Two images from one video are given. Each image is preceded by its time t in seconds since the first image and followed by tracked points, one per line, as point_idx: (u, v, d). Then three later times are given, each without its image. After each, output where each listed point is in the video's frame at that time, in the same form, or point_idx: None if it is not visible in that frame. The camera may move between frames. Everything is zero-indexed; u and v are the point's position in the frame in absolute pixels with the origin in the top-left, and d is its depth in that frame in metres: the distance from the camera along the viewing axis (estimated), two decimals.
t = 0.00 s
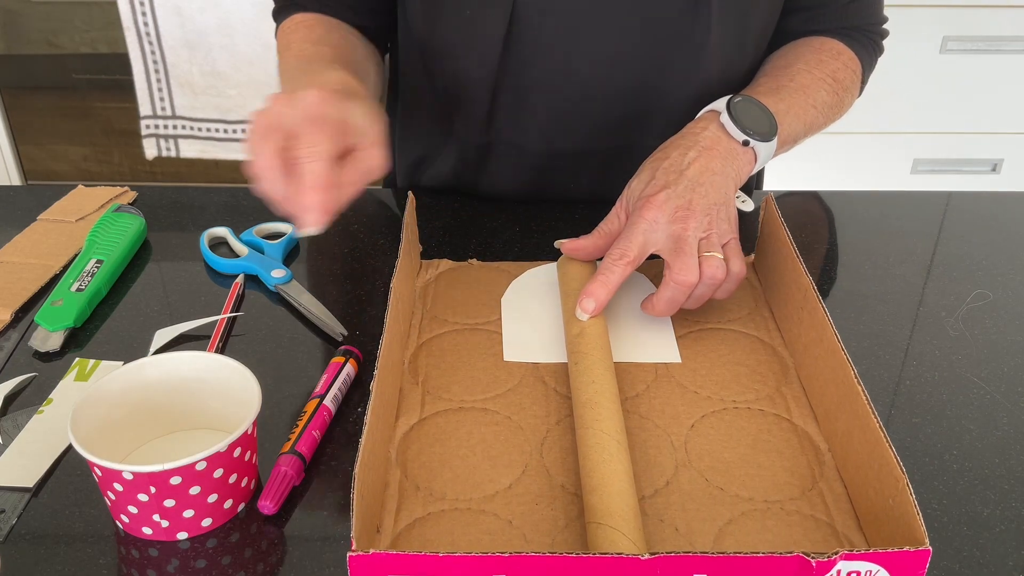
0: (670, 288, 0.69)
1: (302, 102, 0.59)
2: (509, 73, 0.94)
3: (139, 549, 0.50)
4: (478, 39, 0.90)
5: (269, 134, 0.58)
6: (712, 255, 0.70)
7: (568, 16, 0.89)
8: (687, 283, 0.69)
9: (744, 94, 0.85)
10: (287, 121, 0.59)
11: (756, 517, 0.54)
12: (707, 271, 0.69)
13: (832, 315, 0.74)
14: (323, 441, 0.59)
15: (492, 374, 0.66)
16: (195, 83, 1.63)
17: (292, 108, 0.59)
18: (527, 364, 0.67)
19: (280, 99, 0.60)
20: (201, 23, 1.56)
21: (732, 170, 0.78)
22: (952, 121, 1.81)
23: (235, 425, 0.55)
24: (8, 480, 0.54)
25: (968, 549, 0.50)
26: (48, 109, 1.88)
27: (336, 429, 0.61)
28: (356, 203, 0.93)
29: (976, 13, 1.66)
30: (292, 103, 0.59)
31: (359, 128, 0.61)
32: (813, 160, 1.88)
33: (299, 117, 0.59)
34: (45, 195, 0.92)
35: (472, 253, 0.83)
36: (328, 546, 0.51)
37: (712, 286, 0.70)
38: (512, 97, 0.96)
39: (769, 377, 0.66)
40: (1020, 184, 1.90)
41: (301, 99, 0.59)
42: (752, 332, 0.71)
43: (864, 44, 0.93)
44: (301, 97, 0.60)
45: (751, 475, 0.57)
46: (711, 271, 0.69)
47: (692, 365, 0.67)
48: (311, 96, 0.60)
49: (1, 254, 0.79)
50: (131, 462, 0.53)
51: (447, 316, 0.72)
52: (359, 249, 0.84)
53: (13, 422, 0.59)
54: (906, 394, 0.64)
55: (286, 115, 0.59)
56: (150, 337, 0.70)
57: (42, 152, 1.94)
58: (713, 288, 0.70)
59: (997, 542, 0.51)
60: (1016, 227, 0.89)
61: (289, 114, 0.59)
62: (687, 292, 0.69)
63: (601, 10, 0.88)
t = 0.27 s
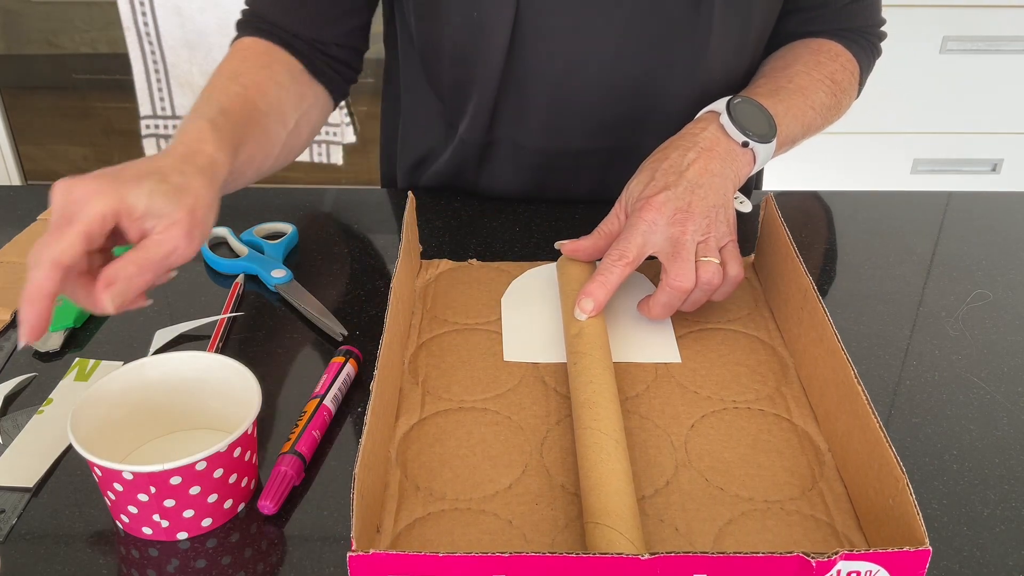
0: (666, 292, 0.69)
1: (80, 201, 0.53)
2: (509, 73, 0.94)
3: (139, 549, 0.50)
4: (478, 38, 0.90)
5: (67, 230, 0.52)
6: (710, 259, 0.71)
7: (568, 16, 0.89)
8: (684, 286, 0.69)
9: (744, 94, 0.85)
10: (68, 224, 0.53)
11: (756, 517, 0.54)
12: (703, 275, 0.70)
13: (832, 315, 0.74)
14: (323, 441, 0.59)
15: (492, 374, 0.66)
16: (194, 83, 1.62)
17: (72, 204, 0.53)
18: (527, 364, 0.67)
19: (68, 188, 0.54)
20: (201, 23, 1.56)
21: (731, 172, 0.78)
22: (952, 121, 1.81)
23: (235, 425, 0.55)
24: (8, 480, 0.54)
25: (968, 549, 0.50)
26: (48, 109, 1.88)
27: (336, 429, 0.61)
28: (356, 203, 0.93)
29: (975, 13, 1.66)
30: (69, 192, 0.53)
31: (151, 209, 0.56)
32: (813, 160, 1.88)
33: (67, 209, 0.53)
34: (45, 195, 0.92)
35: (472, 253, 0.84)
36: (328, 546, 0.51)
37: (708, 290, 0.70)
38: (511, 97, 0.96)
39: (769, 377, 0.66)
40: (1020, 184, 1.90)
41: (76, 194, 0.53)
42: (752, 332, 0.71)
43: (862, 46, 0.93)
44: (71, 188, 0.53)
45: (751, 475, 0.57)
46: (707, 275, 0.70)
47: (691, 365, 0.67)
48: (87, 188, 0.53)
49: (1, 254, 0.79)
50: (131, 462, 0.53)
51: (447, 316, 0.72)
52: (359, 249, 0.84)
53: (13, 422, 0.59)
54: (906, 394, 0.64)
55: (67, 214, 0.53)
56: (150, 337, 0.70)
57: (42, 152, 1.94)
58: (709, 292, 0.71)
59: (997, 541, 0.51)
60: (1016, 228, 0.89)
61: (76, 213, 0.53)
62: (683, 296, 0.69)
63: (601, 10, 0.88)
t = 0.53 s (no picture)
0: (666, 292, 0.69)
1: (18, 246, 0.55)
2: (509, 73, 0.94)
3: (139, 549, 0.50)
4: (478, 39, 0.90)
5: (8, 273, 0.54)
6: (711, 258, 0.71)
7: (568, 16, 0.89)
8: (684, 286, 0.69)
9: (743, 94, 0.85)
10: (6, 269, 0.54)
11: (756, 517, 0.54)
12: (704, 276, 0.70)
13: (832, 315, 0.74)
14: (323, 441, 0.59)
15: (492, 374, 0.66)
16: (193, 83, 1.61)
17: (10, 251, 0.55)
18: (527, 363, 0.67)
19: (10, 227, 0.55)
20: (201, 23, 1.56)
21: (731, 172, 0.78)
22: (952, 121, 1.81)
23: (235, 426, 0.55)
24: (8, 480, 0.54)
25: (968, 549, 0.50)
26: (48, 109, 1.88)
27: (336, 429, 0.61)
28: (356, 203, 0.93)
29: (975, 13, 1.66)
30: (5, 234, 0.55)
31: (94, 242, 0.56)
32: (813, 160, 1.88)
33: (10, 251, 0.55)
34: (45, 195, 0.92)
35: (472, 253, 0.84)
36: (328, 546, 0.51)
37: (709, 290, 0.70)
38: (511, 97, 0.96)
39: (769, 377, 0.66)
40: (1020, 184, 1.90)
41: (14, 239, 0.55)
42: (752, 332, 0.71)
43: (859, 47, 0.93)
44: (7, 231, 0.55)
45: (751, 475, 0.57)
46: (708, 275, 0.70)
47: (692, 365, 0.67)
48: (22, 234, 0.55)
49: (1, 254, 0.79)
50: (131, 462, 0.53)
51: (447, 316, 0.72)
52: (359, 250, 0.84)
53: (13, 422, 0.59)
54: (906, 394, 0.64)
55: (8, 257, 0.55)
56: (150, 337, 0.70)
57: (42, 152, 1.94)
58: (711, 293, 0.70)
59: (997, 541, 0.51)
60: (1016, 228, 0.89)
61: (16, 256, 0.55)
62: (683, 296, 0.69)
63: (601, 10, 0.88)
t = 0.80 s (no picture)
0: (666, 291, 0.69)
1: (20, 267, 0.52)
2: (509, 73, 0.94)
3: (139, 549, 0.50)
4: (478, 39, 0.91)
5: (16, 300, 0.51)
6: (710, 259, 0.71)
7: (568, 16, 0.89)
8: (684, 286, 0.69)
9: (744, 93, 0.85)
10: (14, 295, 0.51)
11: (756, 517, 0.54)
12: (705, 275, 0.70)
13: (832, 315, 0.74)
14: (323, 441, 0.59)
15: (492, 374, 0.66)
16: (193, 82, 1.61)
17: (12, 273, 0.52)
18: (527, 363, 0.67)
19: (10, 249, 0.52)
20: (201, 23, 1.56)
21: (732, 172, 0.78)
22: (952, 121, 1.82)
23: (235, 425, 0.55)
24: (8, 480, 0.54)
25: (968, 549, 0.50)
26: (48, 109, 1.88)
27: (336, 429, 0.61)
28: (356, 203, 0.93)
29: (975, 13, 1.66)
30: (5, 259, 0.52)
31: (96, 260, 0.53)
32: (813, 160, 1.88)
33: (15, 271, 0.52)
34: (45, 195, 0.92)
35: (473, 253, 0.84)
36: (328, 546, 0.51)
37: (710, 290, 0.70)
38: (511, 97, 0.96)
39: (769, 377, 0.66)
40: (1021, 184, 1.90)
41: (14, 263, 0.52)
42: (752, 332, 0.71)
43: (861, 45, 0.93)
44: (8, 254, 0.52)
45: (751, 475, 0.57)
46: (709, 275, 0.70)
47: (692, 365, 0.67)
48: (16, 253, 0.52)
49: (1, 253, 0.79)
50: (131, 461, 0.53)
51: (447, 316, 0.72)
52: (359, 250, 0.84)
53: (13, 421, 0.59)
54: (906, 394, 0.64)
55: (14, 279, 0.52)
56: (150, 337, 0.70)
57: (42, 152, 1.94)
58: (712, 293, 0.70)
59: (997, 541, 0.51)
60: (1016, 228, 0.89)
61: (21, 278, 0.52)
62: (682, 296, 0.69)
63: (601, 10, 0.88)
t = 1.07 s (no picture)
0: (665, 291, 0.69)
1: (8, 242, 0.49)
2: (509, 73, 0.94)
3: (139, 549, 0.50)
4: (478, 39, 0.90)
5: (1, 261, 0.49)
6: (710, 259, 0.71)
7: (568, 15, 0.89)
8: (684, 286, 0.69)
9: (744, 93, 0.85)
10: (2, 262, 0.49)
11: (756, 517, 0.54)
12: (705, 275, 0.70)
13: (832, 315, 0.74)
14: (324, 441, 0.59)
15: (491, 374, 0.66)
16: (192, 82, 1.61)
17: None
18: (527, 363, 0.67)
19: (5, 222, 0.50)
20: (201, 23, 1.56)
21: (732, 172, 0.78)
22: (952, 121, 1.82)
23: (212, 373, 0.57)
24: (8, 480, 0.54)
25: (968, 549, 0.50)
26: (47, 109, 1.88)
27: (336, 429, 0.61)
28: (356, 203, 0.93)
29: (976, 13, 1.66)
30: None
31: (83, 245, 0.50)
32: (813, 160, 1.88)
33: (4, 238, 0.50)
34: (45, 195, 0.92)
35: (473, 253, 0.84)
36: (328, 546, 0.51)
37: (710, 290, 0.70)
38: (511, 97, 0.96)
39: (769, 377, 0.66)
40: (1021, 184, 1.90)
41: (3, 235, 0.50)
42: (752, 332, 0.71)
43: (862, 43, 0.93)
44: None
45: (751, 475, 0.57)
46: (709, 275, 0.70)
47: (692, 365, 0.67)
48: None
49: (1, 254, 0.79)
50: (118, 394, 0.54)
51: (447, 316, 0.72)
52: (358, 250, 0.84)
53: (13, 422, 0.59)
54: (906, 394, 0.64)
55: None
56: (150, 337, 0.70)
57: (42, 152, 1.94)
58: (712, 293, 0.70)
59: (997, 541, 0.51)
60: (1016, 228, 0.89)
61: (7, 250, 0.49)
62: (682, 296, 0.69)
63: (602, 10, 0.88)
